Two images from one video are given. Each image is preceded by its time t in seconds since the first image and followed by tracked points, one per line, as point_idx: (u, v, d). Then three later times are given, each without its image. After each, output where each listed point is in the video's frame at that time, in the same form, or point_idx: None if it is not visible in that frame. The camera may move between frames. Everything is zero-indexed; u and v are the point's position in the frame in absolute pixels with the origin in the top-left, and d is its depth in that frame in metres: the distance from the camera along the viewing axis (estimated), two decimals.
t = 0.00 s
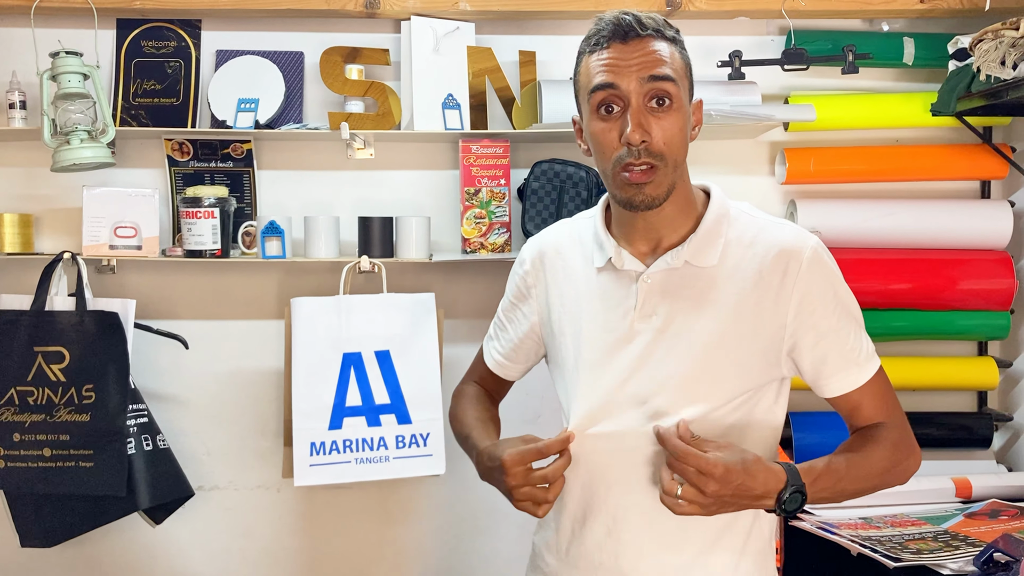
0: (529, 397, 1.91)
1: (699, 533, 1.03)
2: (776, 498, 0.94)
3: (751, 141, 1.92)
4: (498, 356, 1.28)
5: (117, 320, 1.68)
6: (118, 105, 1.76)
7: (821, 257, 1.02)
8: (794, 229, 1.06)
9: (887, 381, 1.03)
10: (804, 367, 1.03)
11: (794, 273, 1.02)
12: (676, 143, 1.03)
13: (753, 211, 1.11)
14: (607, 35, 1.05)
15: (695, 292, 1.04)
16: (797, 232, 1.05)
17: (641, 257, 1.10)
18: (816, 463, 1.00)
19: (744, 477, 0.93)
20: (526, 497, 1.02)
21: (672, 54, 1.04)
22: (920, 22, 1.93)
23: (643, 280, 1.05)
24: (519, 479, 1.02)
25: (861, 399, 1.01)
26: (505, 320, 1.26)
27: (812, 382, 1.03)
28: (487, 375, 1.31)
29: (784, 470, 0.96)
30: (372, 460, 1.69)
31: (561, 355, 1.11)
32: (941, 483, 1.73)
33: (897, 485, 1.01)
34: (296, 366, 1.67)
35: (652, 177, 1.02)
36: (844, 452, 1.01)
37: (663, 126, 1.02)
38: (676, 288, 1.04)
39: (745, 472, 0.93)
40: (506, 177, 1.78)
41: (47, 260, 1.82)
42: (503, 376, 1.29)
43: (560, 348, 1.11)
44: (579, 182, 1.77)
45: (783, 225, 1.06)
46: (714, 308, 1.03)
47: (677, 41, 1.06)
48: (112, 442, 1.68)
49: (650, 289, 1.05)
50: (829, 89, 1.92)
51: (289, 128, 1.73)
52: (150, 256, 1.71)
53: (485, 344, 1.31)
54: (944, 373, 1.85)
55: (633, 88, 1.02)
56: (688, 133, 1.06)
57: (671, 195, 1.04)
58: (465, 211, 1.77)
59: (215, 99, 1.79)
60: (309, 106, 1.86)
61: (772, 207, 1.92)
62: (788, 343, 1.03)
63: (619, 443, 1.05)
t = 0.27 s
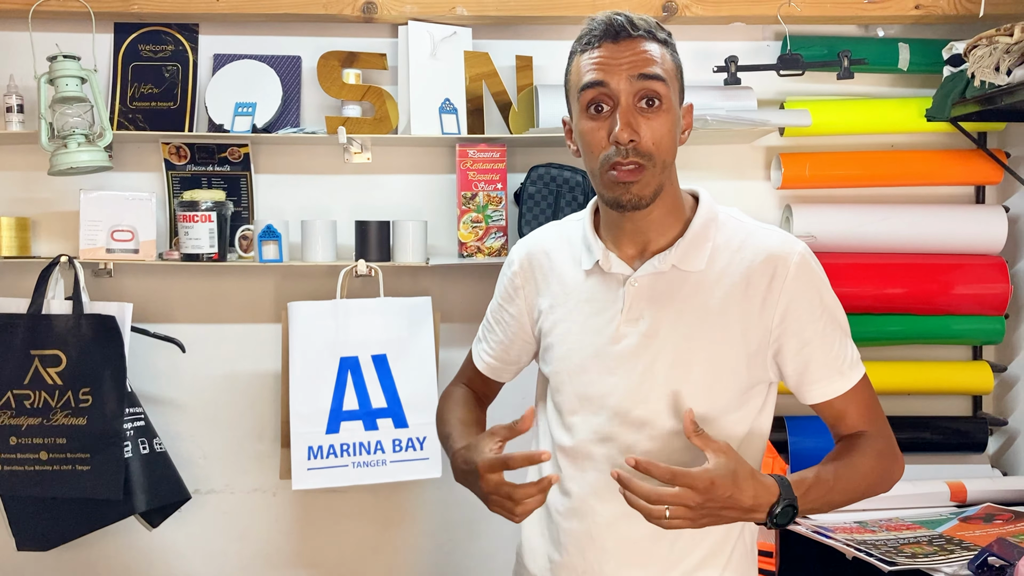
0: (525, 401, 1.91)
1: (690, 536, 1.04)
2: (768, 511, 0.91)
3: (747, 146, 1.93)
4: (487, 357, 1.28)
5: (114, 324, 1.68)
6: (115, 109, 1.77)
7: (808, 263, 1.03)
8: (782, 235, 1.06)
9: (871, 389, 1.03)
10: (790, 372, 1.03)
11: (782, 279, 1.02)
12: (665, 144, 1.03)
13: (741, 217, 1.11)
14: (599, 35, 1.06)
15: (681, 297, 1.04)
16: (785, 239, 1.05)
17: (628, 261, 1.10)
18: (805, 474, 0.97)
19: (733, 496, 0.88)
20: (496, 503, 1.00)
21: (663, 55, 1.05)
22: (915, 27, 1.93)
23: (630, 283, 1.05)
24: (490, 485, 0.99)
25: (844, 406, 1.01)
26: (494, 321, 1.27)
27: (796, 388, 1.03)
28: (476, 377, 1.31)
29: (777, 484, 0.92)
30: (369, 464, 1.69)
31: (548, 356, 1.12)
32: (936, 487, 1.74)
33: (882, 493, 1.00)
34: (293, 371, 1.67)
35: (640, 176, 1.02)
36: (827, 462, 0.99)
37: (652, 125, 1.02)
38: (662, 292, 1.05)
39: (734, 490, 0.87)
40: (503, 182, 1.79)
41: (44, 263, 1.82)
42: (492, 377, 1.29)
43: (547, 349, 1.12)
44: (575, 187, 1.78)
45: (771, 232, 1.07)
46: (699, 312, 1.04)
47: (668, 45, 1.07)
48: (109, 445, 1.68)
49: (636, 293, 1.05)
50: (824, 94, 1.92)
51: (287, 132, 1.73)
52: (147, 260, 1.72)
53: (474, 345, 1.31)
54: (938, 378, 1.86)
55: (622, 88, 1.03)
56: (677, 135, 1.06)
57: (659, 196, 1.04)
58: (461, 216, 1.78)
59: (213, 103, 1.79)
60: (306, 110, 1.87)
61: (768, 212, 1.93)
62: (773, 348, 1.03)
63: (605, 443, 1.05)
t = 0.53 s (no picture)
0: (522, 405, 1.91)
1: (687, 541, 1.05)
2: (770, 533, 0.90)
3: (743, 151, 1.94)
4: (488, 360, 1.28)
5: (112, 328, 1.68)
6: (113, 112, 1.77)
7: (804, 269, 1.03)
8: (779, 241, 1.06)
9: (867, 394, 1.03)
10: (786, 378, 1.03)
11: (777, 285, 1.02)
12: (660, 152, 1.03)
13: (738, 222, 1.12)
14: (594, 42, 1.06)
15: (677, 303, 1.05)
16: (781, 245, 1.05)
17: (624, 266, 1.11)
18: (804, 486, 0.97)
19: (738, 523, 0.87)
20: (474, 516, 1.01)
21: (658, 63, 1.05)
22: (911, 33, 1.94)
23: (626, 288, 1.05)
24: (468, 499, 1.01)
25: (841, 413, 1.01)
26: (494, 326, 1.27)
27: (792, 394, 1.03)
28: (479, 380, 1.32)
29: (777, 503, 0.92)
30: (366, 468, 1.69)
31: (545, 359, 1.13)
32: (932, 492, 1.74)
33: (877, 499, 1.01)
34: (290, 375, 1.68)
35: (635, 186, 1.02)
36: (825, 470, 0.99)
37: (646, 134, 1.03)
38: (658, 298, 1.05)
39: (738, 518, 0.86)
40: (500, 186, 1.79)
41: (41, 267, 1.82)
42: (493, 380, 1.30)
43: (544, 352, 1.13)
44: (572, 191, 1.78)
45: (768, 237, 1.07)
46: (696, 319, 1.04)
47: (664, 51, 1.07)
48: (106, 449, 1.68)
49: (632, 299, 1.05)
50: (820, 99, 1.93)
51: (284, 137, 1.74)
52: (145, 263, 1.72)
53: (475, 348, 1.32)
54: (934, 382, 1.86)
55: (617, 97, 1.03)
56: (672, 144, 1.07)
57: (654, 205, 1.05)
58: (459, 220, 1.78)
59: (211, 107, 1.80)
60: (304, 114, 1.87)
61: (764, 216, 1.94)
62: (770, 354, 1.04)
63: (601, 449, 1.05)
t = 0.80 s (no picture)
0: (520, 408, 1.92)
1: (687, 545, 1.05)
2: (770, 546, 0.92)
3: (741, 155, 1.94)
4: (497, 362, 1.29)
5: (111, 331, 1.69)
6: (112, 116, 1.77)
7: (808, 274, 1.03)
8: (783, 245, 1.06)
9: (873, 398, 1.02)
10: (790, 384, 1.03)
11: (780, 292, 1.02)
12: (659, 161, 1.03)
13: (742, 226, 1.11)
14: (592, 51, 1.06)
15: (680, 310, 1.05)
16: (784, 250, 1.05)
17: (627, 274, 1.10)
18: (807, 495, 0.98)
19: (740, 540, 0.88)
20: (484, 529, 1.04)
21: (657, 71, 1.05)
22: (908, 38, 1.95)
23: (628, 296, 1.06)
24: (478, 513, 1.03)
25: (846, 418, 1.01)
26: (501, 328, 1.28)
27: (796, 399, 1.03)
28: (488, 382, 1.33)
29: (777, 516, 0.93)
30: (363, 471, 1.69)
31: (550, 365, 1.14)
32: (929, 495, 1.74)
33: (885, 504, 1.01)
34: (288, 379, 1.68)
35: (634, 196, 1.02)
36: (830, 477, 1.00)
37: (646, 144, 1.03)
38: (661, 306, 1.06)
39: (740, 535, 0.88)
40: (498, 190, 1.80)
41: (40, 270, 1.82)
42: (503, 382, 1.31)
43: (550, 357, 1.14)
44: (570, 195, 1.79)
45: (772, 242, 1.07)
46: (699, 327, 1.04)
47: (663, 58, 1.06)
48: (105, 452, 1.68)
49: (636, 308, 1.06)
50: (818, 104, 1.94)
51: (283, 140, 1.74)
52: (143, 267, 1.72)
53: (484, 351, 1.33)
54: (932, 386, 1.87)
55: (616, 106, 1.03)
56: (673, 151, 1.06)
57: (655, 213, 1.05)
58: (456, 224, 1.78)
59: (210, 111, 1.80)
60: (302, 118, 1.87)
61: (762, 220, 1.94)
62: (774, 360, 1.04)
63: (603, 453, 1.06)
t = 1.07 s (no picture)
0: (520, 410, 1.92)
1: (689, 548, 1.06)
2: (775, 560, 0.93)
3: (740, 157, 1.94)
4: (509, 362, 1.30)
5: (110, 333, 1.69)
6: (112, 118, 1.78)
7: (817, 281, 1.02)
8: (791, 252, 1.05)
9: (886, 403, 1.01)
10: (800, 392, 1.03)
11: (788, 301, 1.01)
12: (662, 174, 1.03)
13: (751, 231, 1.10)
14: (594, 62, 1.05)
15: (688, 320, 1.05)
16: (792, 257, 1.04)
17: (635, 283, 1.10)
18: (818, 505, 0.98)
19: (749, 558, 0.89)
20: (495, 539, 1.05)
21: (659, 82, 1.04)
22: (907, 41, 1.95)
23: (636, 306, 1.06)
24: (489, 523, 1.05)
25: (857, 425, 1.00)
26: (513, 329, 1.29)
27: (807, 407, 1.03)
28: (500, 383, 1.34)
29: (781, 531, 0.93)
30: (362, 474, 1.69)
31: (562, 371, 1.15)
32: (928, 497, 1.74)
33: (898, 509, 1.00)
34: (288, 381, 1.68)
35: (638, 211, 1.02)
36: (841, 484, 0.99)
37: (649, 157, 1.02)
38: (669, 315, 1.06)
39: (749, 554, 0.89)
40: (498, 193, 1.80)
41: (40, 272, 1.82)
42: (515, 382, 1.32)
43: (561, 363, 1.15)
44: (569, 198, 1.79)
45: (780, 248, 1.06)
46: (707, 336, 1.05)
47: (666, 67, 1.05)
48: (104, 454, 1.68)
49: (644, 318, 1.06)
50: (817, 106, 1.94)
51: (283, 143, 1.74)
52: (143, 269, 1.72)
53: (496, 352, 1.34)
54: (931, 388, 1.87)
55: (618, 120, 1.02)
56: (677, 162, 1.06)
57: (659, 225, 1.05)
58: (455, 226, 1.78)
59: (210, 114, 1.80)
60: (302, 120, 1.87)
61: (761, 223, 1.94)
62: (784, 369, 1.04)
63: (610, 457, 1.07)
